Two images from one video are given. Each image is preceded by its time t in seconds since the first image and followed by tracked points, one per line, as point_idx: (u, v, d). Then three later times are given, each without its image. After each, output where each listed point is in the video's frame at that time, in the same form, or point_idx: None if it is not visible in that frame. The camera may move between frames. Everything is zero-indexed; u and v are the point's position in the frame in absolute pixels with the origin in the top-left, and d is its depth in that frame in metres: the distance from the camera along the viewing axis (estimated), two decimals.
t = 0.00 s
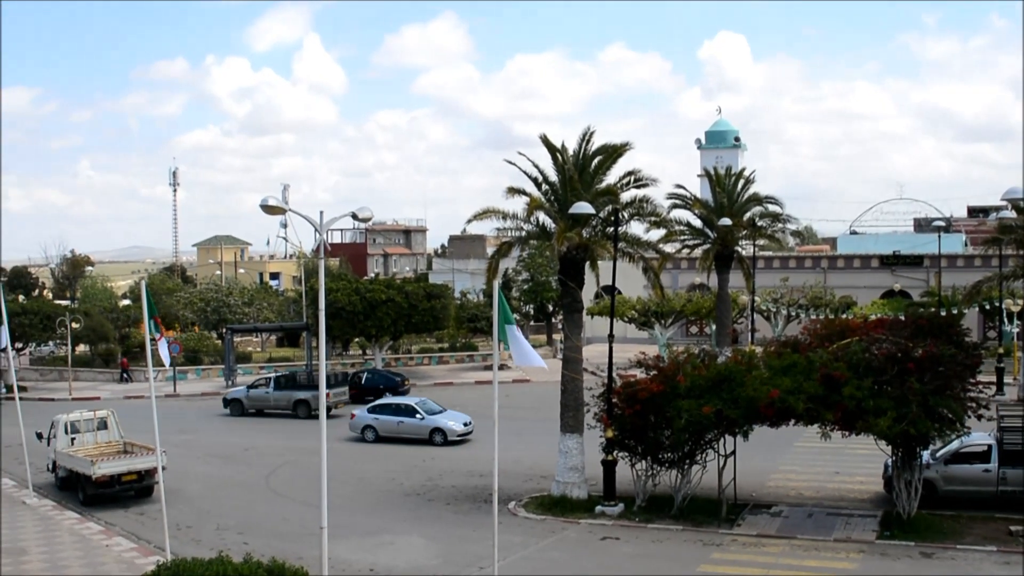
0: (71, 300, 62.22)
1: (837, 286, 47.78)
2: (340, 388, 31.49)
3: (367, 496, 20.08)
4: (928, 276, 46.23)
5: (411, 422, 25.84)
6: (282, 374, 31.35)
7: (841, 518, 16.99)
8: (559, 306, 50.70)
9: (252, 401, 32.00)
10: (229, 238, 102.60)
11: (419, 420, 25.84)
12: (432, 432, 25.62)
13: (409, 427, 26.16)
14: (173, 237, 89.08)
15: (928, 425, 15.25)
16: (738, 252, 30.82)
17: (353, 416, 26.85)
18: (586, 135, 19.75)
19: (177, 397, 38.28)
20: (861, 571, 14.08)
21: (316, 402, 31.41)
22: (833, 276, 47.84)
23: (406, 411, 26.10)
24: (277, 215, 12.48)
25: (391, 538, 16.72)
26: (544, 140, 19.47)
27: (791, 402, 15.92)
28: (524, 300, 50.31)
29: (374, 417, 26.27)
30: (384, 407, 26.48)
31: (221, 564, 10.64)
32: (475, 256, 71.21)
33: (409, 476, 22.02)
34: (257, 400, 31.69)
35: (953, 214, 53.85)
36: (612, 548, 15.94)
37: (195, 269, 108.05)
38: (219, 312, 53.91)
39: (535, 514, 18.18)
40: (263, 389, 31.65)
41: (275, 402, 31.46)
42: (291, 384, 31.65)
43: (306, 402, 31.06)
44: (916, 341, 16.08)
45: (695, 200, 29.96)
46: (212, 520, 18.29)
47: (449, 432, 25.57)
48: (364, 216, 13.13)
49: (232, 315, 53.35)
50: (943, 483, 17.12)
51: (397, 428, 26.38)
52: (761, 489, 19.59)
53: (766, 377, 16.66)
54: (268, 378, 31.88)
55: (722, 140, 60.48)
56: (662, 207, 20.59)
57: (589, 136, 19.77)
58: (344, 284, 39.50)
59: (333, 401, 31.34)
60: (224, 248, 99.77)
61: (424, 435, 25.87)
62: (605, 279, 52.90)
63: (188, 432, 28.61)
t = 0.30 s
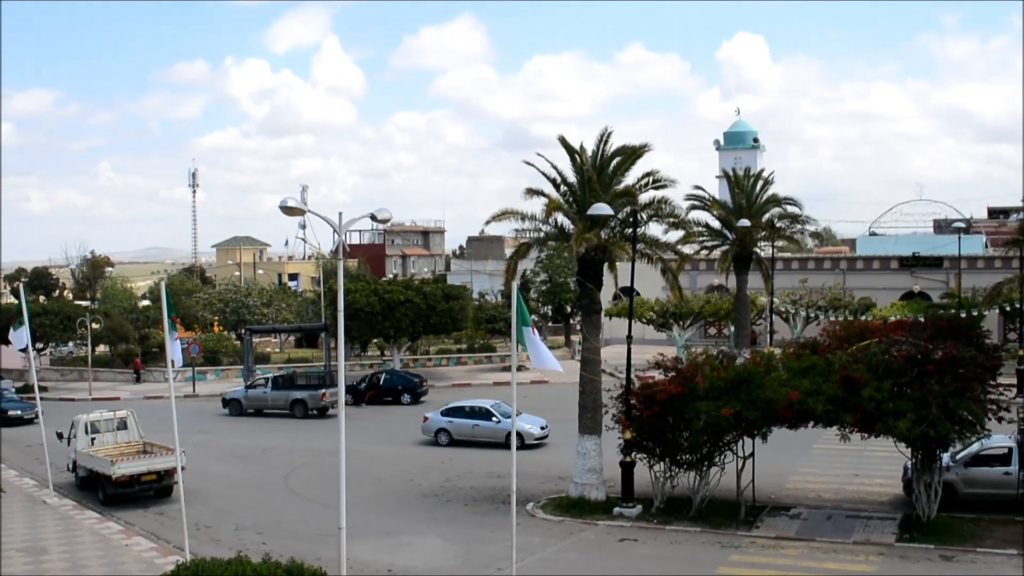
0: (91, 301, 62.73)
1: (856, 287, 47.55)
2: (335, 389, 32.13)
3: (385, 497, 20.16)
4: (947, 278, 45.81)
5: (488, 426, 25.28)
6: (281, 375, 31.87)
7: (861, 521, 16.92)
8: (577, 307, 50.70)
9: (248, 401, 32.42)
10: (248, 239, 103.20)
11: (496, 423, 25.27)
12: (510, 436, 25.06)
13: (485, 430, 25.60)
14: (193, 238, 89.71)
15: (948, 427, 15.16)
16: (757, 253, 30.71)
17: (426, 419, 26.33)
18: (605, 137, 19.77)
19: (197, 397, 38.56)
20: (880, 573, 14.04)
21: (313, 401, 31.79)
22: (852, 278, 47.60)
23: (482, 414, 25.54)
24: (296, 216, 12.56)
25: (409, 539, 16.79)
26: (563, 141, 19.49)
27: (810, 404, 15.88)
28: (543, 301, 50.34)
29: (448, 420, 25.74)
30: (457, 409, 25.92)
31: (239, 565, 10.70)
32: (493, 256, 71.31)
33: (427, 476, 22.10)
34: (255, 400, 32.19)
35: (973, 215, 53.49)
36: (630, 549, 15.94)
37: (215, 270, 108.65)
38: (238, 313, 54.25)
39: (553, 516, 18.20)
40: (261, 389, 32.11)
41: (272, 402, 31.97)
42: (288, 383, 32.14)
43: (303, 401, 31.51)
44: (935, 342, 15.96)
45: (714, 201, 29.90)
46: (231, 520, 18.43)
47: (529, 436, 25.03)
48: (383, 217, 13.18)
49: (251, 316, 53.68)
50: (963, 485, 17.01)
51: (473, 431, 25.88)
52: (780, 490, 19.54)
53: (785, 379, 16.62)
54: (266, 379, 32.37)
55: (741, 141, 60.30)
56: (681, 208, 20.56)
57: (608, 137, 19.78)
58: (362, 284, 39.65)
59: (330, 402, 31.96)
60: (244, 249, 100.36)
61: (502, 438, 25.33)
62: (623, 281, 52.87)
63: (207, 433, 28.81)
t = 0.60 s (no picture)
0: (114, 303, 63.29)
1: (877, 288, 47.23)
2: (332, 388, 32.35)
3: (407, 498, 20.27)
4: (970, 278, 45.62)
5: (575, 430, 24.75)
6: (278, 376, 32.27)
7: (883, 523, 16.85)
8: (598, 309, 50.68)
9: (247, 401, 32.93)
10: (269, 241, 103.81)
11: (583, 427, 24.73)
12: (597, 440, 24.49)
13: (572, 435, 25.06)
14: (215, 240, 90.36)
15: (971, 429, 15.07)
16: (778, 255, 30.59)
17: (511, 423, 25.88)
18: (626, 138, 19.78)
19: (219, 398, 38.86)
20: None
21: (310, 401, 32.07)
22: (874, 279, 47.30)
23: (569, 418, 25.04)
24: (317, 218, 12.65)
25: (429, 540, 16.87)
26: (584, 142, 19.52)
27: (832, 406, 15.84)
28: (563, 303, 50.36)
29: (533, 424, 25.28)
30: (543, 413, 25.47)
31: (261, 565, 10.80)
32: (514, 258, 71.39)
33: (448, 478, 22.19)
34: (254, 401, 32.69)
35: (996, 216, 53.07)
36: (651, 551, 15.95)
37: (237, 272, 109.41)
38: (260, 315, 54.61)
39: (574, 517, 18.23)
40: (260, 389, 32.53)
41: (269, 403, 32.42)
42: (286, 384, 32.44)
43: (299, 402, 31.86)
44: (959, 344, 15.84)
45: (735, 202, 29.83)
46: (253, 521, 18.58)
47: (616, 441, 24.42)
48: (404, 219, 13.25)
49: (273, 317, 54.06)
50: (987, 487, 16.92)
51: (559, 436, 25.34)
52: (802, 492, 19.47)
53: (807, 380, 16.57)
54: (265, 380, 32.81)
55: (762, 141, 60.05)
56: (702, 210, 20.55)
57: (628, 139, 19.80)
58: (383, 286, 39.81)
59: (326, 401, 32.17)
60: (265, 251, 100.97)
61: (589, 443, 24.76)
62: (644, 282, 52.79)
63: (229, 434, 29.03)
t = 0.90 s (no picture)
0: (136, 303, 63.84)
1: (900, 290, 46.90)
2: (331, 388, 32.79)
3: (427, 499, 20.36)
4: (993, 280, 45.08)
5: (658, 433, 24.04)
6: (279, 375, 32.70)
7: (905, 525, 16.77)
8: (618, 310, 50.64)
9: (247, 400, 33.31)
10: (291, 242, 104.34)
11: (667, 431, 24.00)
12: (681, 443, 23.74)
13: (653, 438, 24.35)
14: (236, 241, 90.94)
15: (995, 431, 14.99)
16: (799, 256, 30.46)
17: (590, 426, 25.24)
18: (647, 139, 19.80)
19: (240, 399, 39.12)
20: None
21: (308, 401, 32.54)
22: (896, 280, 46.97)
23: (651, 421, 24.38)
24: (338, 219, 12.72)
25: (451, 541, 16.95)
26: (605, 143, 19.56)
27: (853, 408, 15.80)
28: (584, 304, 50.32)
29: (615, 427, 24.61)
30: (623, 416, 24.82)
31: (282, 565, 10.88)
32: (535, 259, 71.50)
33: (468, 479, 22.26)
34: (253, 400, 33.16)
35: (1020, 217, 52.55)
36: (672, 552, 15.96)
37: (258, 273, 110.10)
38: (281, 316, 54.90)
39: (595, 519, 18.27)
40: (260, 389, 32.99)
41: (269, 402, 32.82)
42: (286, 384, 32.89)
43: (298, 402, 32.31)
44: (982, 346, 15.80)
45: (756, 204, 29.74)
46: (274, 521, 18.74)
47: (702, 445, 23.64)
48: (425, 220, 13.31)
49: (294, 318, 54.40)
50: (1010, 490, 16.81)
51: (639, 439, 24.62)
52: (823, 494, 19.42)
53: (829, 382, 16.53)
54: (266, 380, 33.28)
55: (783, 142, 59.77)
56: (722, 211, 20.53)
57: (650, 140, 19.80)
58: (404, 287, 39.96)
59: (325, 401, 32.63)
60: (286, 252, 101.51)
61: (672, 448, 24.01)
62: (664, 283, 52.70)
63: (250, 435, 29.25)
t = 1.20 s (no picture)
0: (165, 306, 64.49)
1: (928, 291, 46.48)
2: (335, 390, 33.40)
3: (455, 500, 20.47)
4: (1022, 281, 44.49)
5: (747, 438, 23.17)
6: (283, 378, 33.24)
7: (934, 528, 16.67)
8: (645, 311, 50.56)
9: (251, 399, 33.94)
10: (318, 244, 105.01)
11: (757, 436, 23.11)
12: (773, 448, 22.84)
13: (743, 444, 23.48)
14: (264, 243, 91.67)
15: None
16: (826, 257, 30.30)
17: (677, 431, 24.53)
18: (673, 141, 19.81)
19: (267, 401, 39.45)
20: None
21: (312, 403, 33.19)
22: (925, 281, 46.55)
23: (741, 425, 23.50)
24: (366, 222, 12.84)
25: (478, 543, 17.04)
26: (632, 144, 19.59)
27: (882, 409, 15.74)
28: (610, 306, 50.25)
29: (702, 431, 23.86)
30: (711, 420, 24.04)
31: (310, 566, 10.95)
32: (561, 261, 71.54)
33: (495, 480, 22.36)
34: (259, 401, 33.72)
35: None
36: (700, 555, 15.96)
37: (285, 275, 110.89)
38: (308, 317, 55.31)
39: (622, 521, 18.29)
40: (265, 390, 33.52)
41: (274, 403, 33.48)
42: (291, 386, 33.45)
43: (303, 405, 32.95)
44: (1012, 347, 15.70)
45: (783, 205, 29.61)
46: (302, 523, 18.92)
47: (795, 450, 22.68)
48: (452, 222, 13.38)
49: (321, 320, 54.79)
50: None
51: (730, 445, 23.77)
52: (852, 496, 19.32)
53: (857, 384, 16.46)
54: (271, 381, 33.76)
55: (810, 143, 59.38)
56: (750, 212, 20.48)
57: (677, 141, 19.81)
58: (430, 289, 40.14)
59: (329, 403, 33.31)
60: (313, 254, 102.17)
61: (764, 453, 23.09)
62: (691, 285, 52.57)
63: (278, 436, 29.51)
